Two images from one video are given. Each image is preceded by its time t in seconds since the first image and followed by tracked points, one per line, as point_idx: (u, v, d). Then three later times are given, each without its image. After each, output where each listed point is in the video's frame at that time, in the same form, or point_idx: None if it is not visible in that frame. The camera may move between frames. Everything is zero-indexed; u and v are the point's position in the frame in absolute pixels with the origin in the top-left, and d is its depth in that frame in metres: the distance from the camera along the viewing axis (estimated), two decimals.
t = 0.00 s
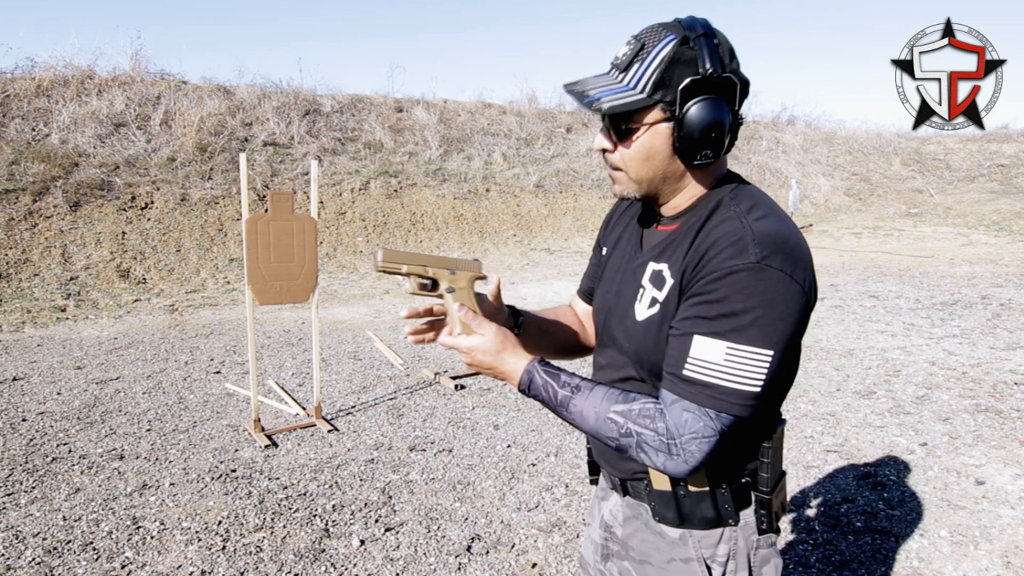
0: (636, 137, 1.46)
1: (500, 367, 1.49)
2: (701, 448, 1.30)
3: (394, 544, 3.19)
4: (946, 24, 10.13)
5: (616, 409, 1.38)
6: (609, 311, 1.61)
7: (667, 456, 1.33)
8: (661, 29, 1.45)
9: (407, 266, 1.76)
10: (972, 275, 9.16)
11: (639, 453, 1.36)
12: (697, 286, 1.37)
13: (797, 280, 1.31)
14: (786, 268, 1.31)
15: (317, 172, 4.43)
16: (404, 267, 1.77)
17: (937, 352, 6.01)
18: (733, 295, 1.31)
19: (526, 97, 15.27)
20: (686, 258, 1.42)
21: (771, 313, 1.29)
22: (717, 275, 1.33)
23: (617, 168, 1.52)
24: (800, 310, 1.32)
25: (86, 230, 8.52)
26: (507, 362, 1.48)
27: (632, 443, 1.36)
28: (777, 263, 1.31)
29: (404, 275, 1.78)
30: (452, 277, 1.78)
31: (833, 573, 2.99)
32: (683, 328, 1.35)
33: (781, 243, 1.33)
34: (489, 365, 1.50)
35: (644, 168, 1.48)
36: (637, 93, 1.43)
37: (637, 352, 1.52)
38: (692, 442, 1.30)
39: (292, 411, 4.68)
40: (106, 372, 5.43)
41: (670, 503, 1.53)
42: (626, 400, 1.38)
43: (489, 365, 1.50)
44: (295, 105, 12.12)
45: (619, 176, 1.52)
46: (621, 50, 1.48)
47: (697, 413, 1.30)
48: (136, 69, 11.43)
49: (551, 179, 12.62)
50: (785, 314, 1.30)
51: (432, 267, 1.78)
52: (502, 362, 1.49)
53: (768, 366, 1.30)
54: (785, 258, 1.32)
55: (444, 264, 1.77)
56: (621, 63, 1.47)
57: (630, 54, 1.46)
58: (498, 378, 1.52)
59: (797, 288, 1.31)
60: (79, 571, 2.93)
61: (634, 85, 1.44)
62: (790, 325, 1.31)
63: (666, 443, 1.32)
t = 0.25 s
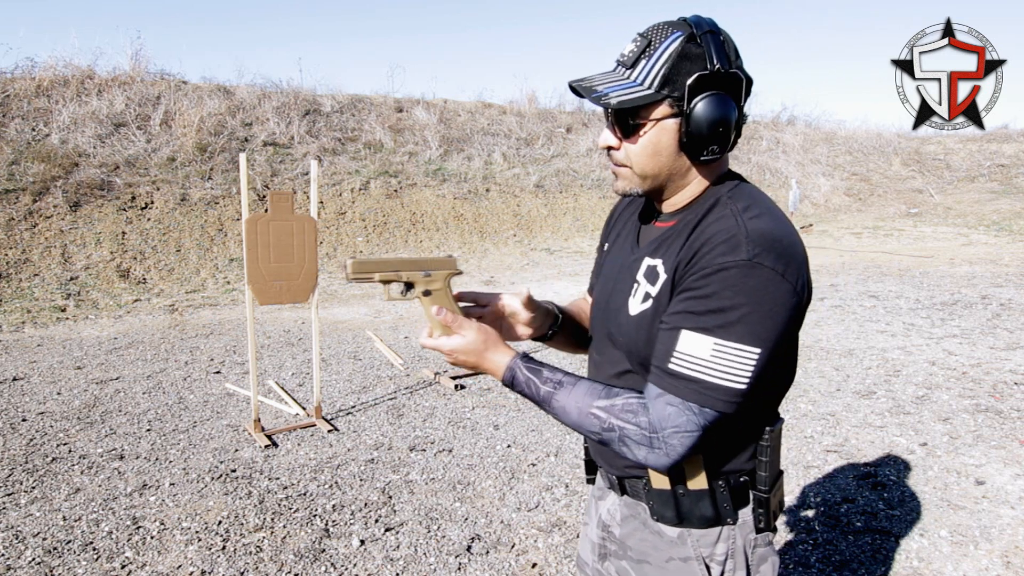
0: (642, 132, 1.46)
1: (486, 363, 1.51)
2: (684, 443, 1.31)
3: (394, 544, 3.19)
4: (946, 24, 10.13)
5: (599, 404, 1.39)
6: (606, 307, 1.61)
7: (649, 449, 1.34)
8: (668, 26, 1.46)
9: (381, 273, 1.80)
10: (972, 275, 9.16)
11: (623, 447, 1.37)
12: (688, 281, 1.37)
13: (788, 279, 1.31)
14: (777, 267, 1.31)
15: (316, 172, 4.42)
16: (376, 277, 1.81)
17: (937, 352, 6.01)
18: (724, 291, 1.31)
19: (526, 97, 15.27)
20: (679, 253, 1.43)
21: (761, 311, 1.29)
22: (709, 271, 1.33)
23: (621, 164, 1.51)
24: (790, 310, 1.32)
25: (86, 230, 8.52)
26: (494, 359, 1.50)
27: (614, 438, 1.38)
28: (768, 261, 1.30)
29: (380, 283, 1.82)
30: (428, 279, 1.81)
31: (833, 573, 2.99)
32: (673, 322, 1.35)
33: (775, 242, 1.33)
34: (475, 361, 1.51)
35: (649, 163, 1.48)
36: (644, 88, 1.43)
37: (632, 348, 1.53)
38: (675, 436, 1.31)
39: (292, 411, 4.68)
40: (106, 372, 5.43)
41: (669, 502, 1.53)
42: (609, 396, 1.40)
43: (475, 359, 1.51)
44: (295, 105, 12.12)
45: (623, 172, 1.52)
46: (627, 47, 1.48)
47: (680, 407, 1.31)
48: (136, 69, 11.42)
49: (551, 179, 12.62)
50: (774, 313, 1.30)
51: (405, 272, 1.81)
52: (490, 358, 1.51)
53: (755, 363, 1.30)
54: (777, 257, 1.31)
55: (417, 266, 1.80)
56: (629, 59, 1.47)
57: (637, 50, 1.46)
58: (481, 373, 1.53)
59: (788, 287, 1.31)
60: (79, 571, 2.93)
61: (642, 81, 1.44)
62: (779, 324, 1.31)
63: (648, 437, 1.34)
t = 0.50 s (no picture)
0: (641, 136, 1.47)
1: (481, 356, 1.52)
2: (670, 442, 1.32)
3: (394, 544, 3.19)
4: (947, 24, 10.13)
5: (587, 399, 1.39)
6: (611, 306, 1.63)
7: (634, 446, 1.34)
8: (664, 29, 1.47)
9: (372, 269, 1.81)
10: (972, 275, 9.16)
11: (610, 443, 1.37)
12: (682, 281, 1.38)
13: (782, 283, 1.30)
14: (770, 270, 1.30)
15: (317, 172, 4.42)
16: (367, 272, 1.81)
17: (937, 352, 6.01)
18: (715, 292, 1.31)
19: (526, 97, 15.27)
20: (677, 254, 1.44)
21: (752, 312, 1.29)
22: (702, 273, 1.34)
23: (620, 168, 1.51)
24: (783, 312, 1.31)
25: (86, 230, 8.52)
26: (489, 353, 1.52)
27: (601, 433, 1.38)
28: (762, 263, 1.30)
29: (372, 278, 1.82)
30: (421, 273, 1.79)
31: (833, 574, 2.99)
32: (664, 322, 1.36)
33: (770, 244, 1.32)
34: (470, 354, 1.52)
35: (648, 166, 1.48)
36: (641, 92, 1.44)
37: (631, 346, 1.53)
38: (660, 435, 1.32)
39: (292, 411, 4.68)
40: (106, 373, 5.43)
41: (660, 501, 1.54)
42: (598, 392, 1.40)
43: (470, 353, 1.53)
44: (295, 105, 12.12)
45: (623, 176, 1.52)
46: (625, 51, 1.49)
47: (666, 406, 1.31)
48: (136, 69, 11.42)
49: (551, 179, 12.62)
50: (765, 316, 1.30)
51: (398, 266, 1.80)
52: (485, 352, 1.52)
53: (743, 366, 1.29)
54: (771, 259, 1.31)
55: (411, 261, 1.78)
56: (627, 63, 1.48)
57: (634, 55, 1.48)
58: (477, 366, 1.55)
59: (781, 290, 1.30)
60: (79, 571, 2.93)
61: (639, 84, 1.45)
62: (771, 327, 1.30)
63: (633, 434, 1.34)
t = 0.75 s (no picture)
0: (649, 136, 1.47)
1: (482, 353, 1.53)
2: (668, 445, 1.32)
3: (394, 544, 3.19)
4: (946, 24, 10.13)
5: (587, 400, 1.39)
6: (617, 305, 1.63)
7: (633, 447, 1.34)
8: (678, 27, 1.46)
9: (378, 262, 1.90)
10: (972, 275, 9.16)
11: (609, 444, 1.37)
12: (687, 284, 1.38)
13: (788, 290, 1.30)
14: (777, 275, 1.30)
15: (316, 172, 4.42)
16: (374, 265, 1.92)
17: (937, 352, 6.01)
18: (720, 297, 1.31)
19: (526, 97, 15.27)
20: (683, 257, 1.44)
21: (757, 318, 1.29)
22: (708, 277, 1.34)
23: (629, 166, 1.52)
24: (789, 318, 1.31)
25: (86, 230, 8.52)
26: (490, 350, 1.53)
27: (600, 434, 1.38)
28: (768, 269, 1.30)
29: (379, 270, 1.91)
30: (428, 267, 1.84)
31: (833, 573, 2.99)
32: (668, 324, 1.36)
33: (778, 250, 1.33)
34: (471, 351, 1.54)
35: (656, 165, 1.48)
36: (652, 91, 1.44)
37: (635, 346, 1.54)
38: (659, 437, 1.31)
39: (292, 411, 4.68)
40: (106, 372, 5.43)
41: (664, 502, 1.54)
42: (598, 392, 1.40)
43: (472, 350, 1.54)
44: (295, 105, 12.12)
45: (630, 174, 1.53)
46: (637, 47, 1.48)
47: (667, 409, 1.31)
48: (136, 69, 11.42)
49: (551, 180, 12.62)
50: (770, 323, 1.30)
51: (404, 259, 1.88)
52: (486, 349, 1.53)
53: (746, 372, 1.29)
54: (778, 265, 1.31)
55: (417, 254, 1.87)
56: (638, 60, 1.47)
57: (646, 51, 1.46)
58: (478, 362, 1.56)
59: (787, 296, 1.30)
60: (79, 571, 2.93)
61: (650, 83, 1.44)
62: (776, 333, 1.30)
63: (633, 435, 1.34)
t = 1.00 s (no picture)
0: (663, 135, 1.46)
1: (484, 348, 1.53)
2: (673, 446, 1.31)
3: (394, 544, 3.19)
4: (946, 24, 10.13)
5: (593, 398, 1.39)
6: (621, 305, 1.63)
7: (638, 447, 1.34)
8: (700, 24, 1.45)
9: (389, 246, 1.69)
10: (972, 275, 9.16)
11: (612, 443, 1.37)
12: (696, 285, 1.38)
13: (797, 292, 1.31)
14: (787, 278, 1.30)
15: (317, 171, 4.42)
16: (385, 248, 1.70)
17: (937, 352, 6.01)
18: (731, 298, 1.31)
19: (526, 97, 15.27)
20: (690, 257, 1.45)
21: (767, 319, 1.29)
22: (718, 277, 1.34)
23: (638, 162, 1.51)
24: (797, 321, 1.31)
25: (86, 230, 8.52)
26: (493, 346, 1.53)
27: (605, 432, 1.38)
28: (778, 271, 1.30)
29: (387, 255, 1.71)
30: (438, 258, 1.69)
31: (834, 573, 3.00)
32: (677, 324, 1.36)
33: (788, 251, 1.33)
34: (473, 345, 1.53)
35: (668, 164, 1.48)
36: (670, 89, 1.43)
37: (640, 347, 1.54)
38: (665, 438, 1.31)
39: (292, 411, 4.68)
40: (106, 372, 5.43)
41: (671, 504, 1.54)
42: (603, 391, 1.40)
43: (475, 345, 1.53)
44: (295, 105, 12.12)
45: (639, 170, 1.52)
46: (656, 43, 1.47)
47: (673, 411, 1.31)
48: (136, 69, 11.42)
49: (552, 180, 12.62)
50: (779, 324, 1.30)
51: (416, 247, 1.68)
52: (488, 345, 1.53)
53: (755, 373, 1.29)
54: (788, 267, 1.31)
55: (429, 243, 1.68)
56: (657, 56, 1.46)
57: (665, 47, 1.45)
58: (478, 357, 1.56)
59: (797, 298, 1.31)
60: (79, 571, 2.93)
61: (668, 80, 1.44)
62: (784, 334, 1.31)
63: (638, 435, 1.33)
